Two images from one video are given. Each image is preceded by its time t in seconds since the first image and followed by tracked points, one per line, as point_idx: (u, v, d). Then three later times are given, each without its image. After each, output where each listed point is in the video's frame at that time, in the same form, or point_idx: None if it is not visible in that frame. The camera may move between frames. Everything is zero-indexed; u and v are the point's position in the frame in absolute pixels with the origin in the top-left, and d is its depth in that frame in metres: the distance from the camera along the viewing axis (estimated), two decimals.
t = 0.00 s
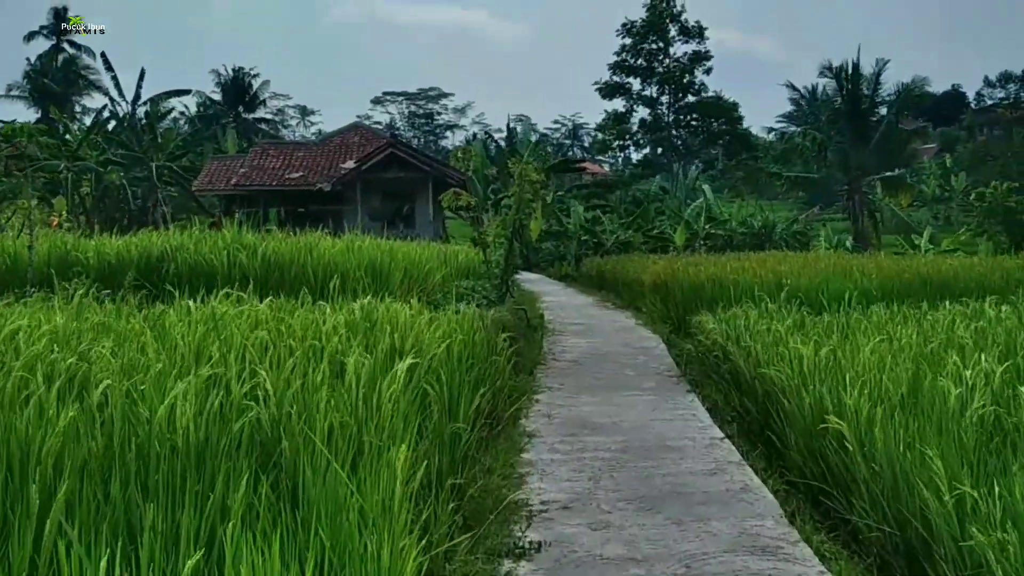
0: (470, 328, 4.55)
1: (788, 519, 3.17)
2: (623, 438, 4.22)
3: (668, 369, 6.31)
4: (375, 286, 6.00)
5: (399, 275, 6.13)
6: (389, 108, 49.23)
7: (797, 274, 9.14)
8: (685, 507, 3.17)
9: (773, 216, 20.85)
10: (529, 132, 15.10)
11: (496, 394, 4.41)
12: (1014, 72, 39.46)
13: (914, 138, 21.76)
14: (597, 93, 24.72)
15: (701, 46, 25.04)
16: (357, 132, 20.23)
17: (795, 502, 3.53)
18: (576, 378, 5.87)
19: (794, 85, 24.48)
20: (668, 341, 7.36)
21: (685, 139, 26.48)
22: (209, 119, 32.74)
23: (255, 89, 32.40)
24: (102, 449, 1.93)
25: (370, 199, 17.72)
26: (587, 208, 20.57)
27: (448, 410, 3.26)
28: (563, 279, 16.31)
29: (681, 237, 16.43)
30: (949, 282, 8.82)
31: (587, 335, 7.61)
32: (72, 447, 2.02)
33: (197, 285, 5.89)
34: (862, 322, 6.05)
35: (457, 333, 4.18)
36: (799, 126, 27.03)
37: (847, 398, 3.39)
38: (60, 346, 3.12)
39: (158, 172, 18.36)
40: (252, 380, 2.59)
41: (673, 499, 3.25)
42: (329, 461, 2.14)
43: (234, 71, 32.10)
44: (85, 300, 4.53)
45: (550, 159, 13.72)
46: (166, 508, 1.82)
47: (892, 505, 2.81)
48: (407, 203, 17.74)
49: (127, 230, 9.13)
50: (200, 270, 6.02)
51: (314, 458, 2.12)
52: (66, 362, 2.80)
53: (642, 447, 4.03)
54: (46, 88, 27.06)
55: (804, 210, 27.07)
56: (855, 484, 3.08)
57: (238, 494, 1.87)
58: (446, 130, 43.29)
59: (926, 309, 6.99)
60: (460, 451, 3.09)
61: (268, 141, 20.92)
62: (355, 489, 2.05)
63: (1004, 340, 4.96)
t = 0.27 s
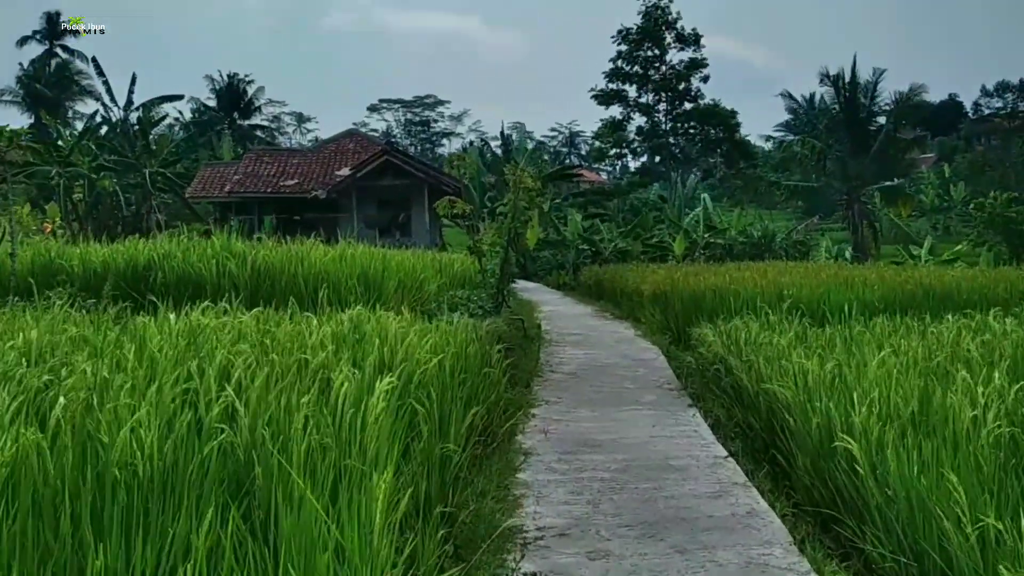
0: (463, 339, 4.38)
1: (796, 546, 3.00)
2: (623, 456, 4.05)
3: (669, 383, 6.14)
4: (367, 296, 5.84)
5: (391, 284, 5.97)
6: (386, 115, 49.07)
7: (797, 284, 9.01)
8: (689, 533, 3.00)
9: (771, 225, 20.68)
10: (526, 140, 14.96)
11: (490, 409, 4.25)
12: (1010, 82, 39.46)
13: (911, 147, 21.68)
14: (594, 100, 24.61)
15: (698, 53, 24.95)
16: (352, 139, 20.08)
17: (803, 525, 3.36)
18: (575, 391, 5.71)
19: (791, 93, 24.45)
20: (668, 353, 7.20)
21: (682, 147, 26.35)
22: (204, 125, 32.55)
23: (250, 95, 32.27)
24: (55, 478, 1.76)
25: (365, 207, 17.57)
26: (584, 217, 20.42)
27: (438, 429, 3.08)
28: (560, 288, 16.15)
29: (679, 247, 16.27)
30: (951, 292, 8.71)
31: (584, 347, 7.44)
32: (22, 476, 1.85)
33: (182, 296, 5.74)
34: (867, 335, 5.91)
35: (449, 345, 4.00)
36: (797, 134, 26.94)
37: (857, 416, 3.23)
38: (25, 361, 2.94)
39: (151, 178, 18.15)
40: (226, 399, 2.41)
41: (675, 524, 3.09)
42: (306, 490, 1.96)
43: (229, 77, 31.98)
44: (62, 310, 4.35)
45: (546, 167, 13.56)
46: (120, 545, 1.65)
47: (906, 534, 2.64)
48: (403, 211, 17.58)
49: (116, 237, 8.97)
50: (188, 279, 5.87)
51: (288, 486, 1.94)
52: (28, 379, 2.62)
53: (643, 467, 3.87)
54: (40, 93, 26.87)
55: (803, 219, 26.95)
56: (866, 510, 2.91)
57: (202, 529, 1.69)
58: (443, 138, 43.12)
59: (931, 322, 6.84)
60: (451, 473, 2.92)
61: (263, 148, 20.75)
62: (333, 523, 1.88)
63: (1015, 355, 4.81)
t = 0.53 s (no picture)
0: (456, 342, 4.27)
1: (801, 556, 2.88)
2: (622, 462, 3.93)
3: (668, 384, 6.01)
4: (358, 298, 5.73)
5: (384, 285, 5.86)
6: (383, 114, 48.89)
7: (797, 284, 8.90)
8: (690, 542, 2.88)
9: (770, 223, 20.54)
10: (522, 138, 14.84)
11: (483, 414, 4.13)
12: (1007, 80, 39.40)
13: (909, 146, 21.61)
14: (592, 98, 24.46)
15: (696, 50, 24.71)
16: (348, 136, 19.95)
17: (807, 535, 3.25)
18: (572, 394, 5.58)
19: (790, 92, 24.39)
20: (667, 354, 7.09)
21: (680, 145, 26.18)
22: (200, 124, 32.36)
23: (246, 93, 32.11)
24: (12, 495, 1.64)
25: (361, 206, 17.44)
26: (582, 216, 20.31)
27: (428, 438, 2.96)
28: (557, 288, 16.03)
29: (677, 246, 16.16)
30: (953, 290, 8.61)
31: (581, 348, 7.32)
32: None
33: (169, 298, 5.63)
34: (870, 334, 5.80)
35: (441, 348, 3.89)
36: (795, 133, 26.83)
37: (864, 422, 3.12)
38: None
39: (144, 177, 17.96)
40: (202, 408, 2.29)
41: (675, 534, 2.96)
42: (282, 514, 1.84)
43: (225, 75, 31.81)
44: (42, 312, 4.22)
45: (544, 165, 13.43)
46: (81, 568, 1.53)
47: (916, 545, 2.51)
48: (399, 210, 17.45)
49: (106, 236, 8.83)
50: (174, 281, 5.74)
51: (266, 505, 1.82)
52: None
53: (643, 473, 3.74)
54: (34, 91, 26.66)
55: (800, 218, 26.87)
56: (873, 520, 2.79)
57: (168, 553, 1.57)
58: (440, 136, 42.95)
59: (934, 322, 6.74)
60: (440, 486, 2.78)
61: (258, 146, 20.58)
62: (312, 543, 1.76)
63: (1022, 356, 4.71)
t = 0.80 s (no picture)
0: (452, 336, 4.14)
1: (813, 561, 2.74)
2: (622, 461, 3.79)
3: (670, 378, 5.88)
4: (351, 292, 5.60)
5: (378, 278, 5.72)
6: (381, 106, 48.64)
7: (799, 275, 8.77)
8: (695, 548, 2.74)
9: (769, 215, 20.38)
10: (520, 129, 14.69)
11: (479, 411, 4.00)
12: (1005, 71, 39.26)
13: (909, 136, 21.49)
14: (591, 89, 24.28)
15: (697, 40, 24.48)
16: (345, 128, 19.78)
17: (816, 537, 3.11)
18: (571, 389, 5.45)
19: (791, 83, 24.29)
20: (667, 347, 6.96)
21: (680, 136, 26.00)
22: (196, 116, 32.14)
23: (243, 85, 31.90)
24: None
25: (357, 198, 17.28)
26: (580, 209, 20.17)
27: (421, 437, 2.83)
28: (555, 280, 15.90)
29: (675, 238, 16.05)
30: (957, 281, 8.48)
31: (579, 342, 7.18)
32: None
33: (157, 292, 5.50)
34: (875, 326, 5.68)
35: (435, 343, 3.75)
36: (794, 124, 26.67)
37: (877, 419, 2.98)
38: None
39: (139, 169, 17.76)
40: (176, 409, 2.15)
41: (678, 538, 2.83)
42: (259, 531, 1.69)
43: (222, 66, 31.59)
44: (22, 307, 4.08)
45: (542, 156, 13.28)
46: None
47: (935, 551, 2.37)
48: (396, 202, 17.31)
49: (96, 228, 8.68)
50: (162, 274, 5.62)
51: (241, 517, 1.68)
52: None
53: (645, 472, 3.61)
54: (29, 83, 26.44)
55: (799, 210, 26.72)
56: (887, 524, 2.65)
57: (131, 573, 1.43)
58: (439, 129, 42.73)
59: (938, 313, 6.63)
60: (433, 490, 2.64)
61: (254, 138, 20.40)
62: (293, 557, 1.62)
63: None
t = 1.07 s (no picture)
0: (451, 331, 4.03)
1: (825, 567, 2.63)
2: (626, 459, 3.67)
3: (674, 372, 5.76)
4: (349, 285, 5.49)
5: (377, 271, 5.62)
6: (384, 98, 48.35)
7: (803, 267, 8.65)
8: (701, 553, 2.63)
9: (773, 206, 20.19)
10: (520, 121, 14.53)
11: (480, 410, 3.89)
12: (1009, 64, 38.99)
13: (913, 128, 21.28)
14: (594, 81, 24.08)
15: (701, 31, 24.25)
16: (346, 118, 19.63)
17: (827, 542, 3.01)
18: (573, 384, 5.33)
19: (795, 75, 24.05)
20: (670, 340, 6.85)
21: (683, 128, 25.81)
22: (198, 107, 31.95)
23: (243, 77, 31.70)
24: None
25: (359, 190, 17.14)
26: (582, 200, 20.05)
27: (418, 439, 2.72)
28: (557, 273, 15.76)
29: (677, 231, 15.90)
30: (964, 273, 8.37)
31: (581, 334, 7.06)
32: None
33: (149, 287, 5.38)
34: (885, 320, 5.55)
35: (433, 340, 3.64)
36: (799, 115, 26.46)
37: (893, 420, 2.87)
38: None
39: (139, 161, 17.60)
40: (157, 417, 2.04)
41: (684, 542, 2.71)
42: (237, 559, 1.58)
43: (222, 58, 31.38)
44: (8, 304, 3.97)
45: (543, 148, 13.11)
46: None
47: (954, 560, 2.27)
48: (398, 194, 17.17)
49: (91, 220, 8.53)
50: (155, 269, 5.52)
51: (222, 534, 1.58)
52: None
53: (649, 471, 3.49)
54: (30, 75, 26.24)
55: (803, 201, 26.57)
56: (904, 533, 2.54)
57: None
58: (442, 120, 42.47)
59: (948, 306, 6.49)
60: (429, 497, 2.54)
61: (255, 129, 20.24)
62: None
63: None
